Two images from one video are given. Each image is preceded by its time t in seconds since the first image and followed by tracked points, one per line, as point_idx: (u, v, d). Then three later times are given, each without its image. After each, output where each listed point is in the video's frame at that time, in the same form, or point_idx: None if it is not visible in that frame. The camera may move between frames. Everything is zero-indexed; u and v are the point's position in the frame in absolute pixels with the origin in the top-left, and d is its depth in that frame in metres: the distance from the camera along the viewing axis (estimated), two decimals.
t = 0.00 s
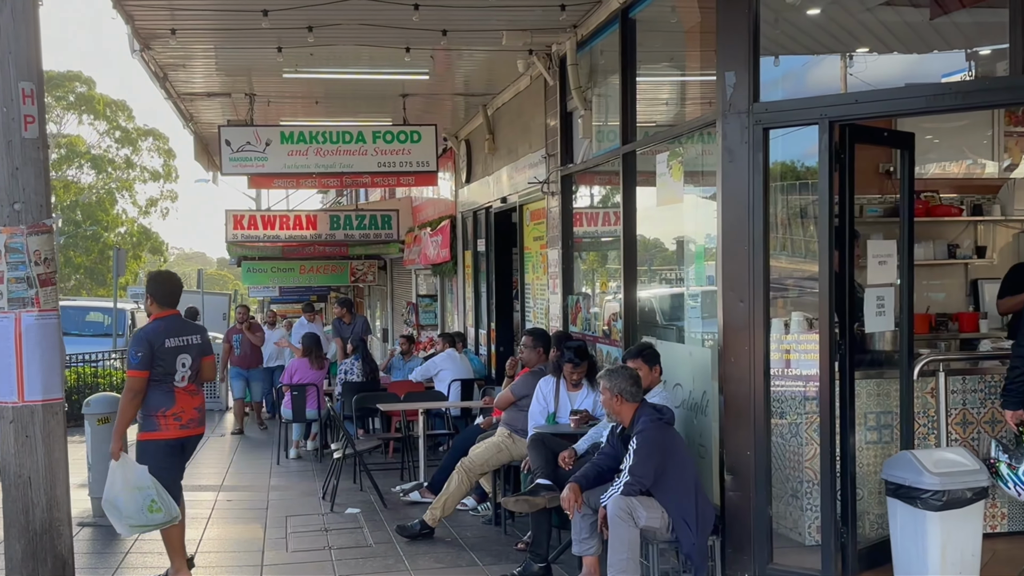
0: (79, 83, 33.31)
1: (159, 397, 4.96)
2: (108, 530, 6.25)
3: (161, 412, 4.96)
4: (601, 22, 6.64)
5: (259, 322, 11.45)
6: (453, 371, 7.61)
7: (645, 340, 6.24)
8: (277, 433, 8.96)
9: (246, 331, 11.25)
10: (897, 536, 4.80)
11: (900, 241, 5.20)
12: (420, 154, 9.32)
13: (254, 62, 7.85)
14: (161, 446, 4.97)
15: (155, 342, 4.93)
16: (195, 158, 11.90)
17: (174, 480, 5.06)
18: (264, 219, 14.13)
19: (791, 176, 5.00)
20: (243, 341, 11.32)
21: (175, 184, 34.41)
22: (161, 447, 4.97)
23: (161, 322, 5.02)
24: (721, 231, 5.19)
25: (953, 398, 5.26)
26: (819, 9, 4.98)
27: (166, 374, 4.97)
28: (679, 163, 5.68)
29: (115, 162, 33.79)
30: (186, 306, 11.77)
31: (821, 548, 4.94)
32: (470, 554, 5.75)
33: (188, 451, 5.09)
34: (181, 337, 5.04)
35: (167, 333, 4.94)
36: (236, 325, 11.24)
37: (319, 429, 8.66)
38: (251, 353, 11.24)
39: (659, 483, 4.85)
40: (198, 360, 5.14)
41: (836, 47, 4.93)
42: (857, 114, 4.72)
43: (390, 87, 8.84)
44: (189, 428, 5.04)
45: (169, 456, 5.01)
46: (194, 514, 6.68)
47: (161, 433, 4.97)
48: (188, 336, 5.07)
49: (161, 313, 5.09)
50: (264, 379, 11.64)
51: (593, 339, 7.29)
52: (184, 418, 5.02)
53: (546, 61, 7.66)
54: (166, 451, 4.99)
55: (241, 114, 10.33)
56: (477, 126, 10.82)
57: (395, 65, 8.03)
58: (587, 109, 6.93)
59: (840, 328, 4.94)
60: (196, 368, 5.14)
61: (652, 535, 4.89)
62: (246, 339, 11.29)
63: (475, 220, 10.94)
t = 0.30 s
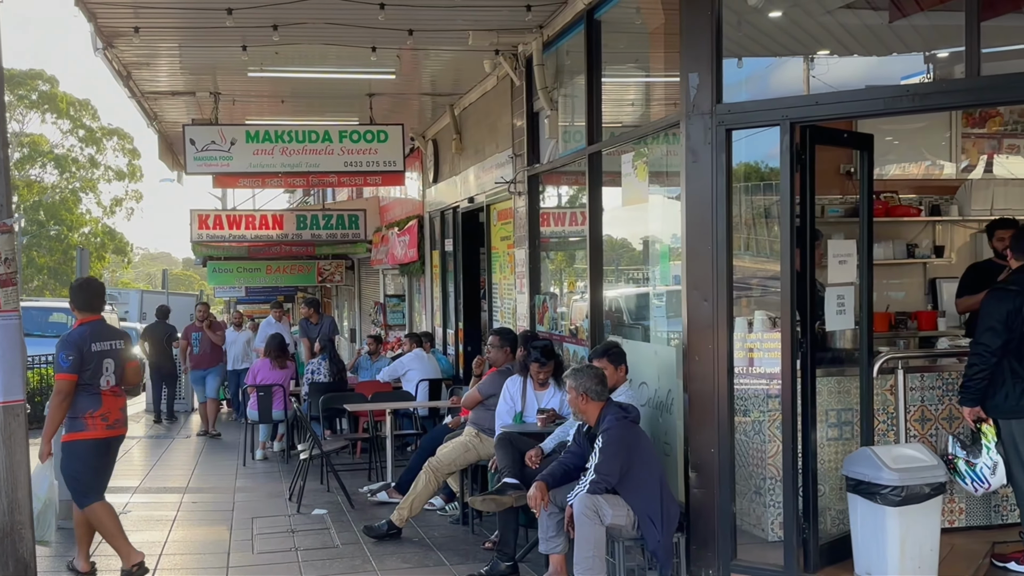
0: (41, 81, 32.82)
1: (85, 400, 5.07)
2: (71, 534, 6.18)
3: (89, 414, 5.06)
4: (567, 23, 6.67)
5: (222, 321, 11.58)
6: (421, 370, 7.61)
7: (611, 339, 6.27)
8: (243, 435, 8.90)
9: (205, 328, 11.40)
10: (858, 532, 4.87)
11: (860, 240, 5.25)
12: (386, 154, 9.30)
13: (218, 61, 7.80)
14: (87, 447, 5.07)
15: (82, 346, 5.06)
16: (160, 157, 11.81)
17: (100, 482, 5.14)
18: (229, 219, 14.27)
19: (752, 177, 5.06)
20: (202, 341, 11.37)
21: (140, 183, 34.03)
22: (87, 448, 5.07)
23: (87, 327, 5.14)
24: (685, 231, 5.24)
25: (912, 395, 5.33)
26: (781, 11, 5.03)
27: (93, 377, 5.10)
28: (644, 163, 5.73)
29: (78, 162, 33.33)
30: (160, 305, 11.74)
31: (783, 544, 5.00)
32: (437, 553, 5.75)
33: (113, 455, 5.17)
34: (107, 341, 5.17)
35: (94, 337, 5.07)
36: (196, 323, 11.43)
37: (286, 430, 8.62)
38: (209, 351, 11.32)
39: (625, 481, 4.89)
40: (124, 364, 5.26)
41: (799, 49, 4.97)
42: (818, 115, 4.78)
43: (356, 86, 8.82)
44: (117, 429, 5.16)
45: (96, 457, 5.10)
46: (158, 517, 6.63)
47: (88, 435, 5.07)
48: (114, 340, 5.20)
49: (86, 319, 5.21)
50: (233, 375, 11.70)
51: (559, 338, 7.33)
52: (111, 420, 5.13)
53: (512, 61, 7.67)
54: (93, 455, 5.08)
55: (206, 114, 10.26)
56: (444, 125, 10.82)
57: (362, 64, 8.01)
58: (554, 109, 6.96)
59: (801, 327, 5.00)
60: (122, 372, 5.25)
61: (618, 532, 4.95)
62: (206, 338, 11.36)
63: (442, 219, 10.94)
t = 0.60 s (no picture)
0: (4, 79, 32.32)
1: (4, 394, 5.22)
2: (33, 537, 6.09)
3: (6, 408, 5.20)
4: (534, 23, 6.70)
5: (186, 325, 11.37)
6: (390, 371, 7.59)
7: (579, 339, 6.29)
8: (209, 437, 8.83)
9: (170, 333, 11.18)
10: (820, 529, 4.92)
11: (823, 240, 5.29)
12: (353, 154, 9.29)
13: (183, 59, 7.75)
14: (3, 440, 5.19)
15: (8, 340, 5.23)
16: (125, 157, 11.71)
17: (14, 475, 5.27)
18: (195, 219, 14.34)
19: (717, 178, 5.10)
20: (165, 344, 11.18)
21: (106, 184, 33.64)
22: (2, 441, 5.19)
23: (13, 322, 5.32)
24: (651, 231, 5.28)
25: (873, 393, 5.39)
26: (745, 14, 5.09)
27: (16, 372, 5.26)
28: (610, 163, 5.76)
29: (42, 162, 32.86)
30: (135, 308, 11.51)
31: (747, 541, 5.04)
32: (404, 554, 5.74)
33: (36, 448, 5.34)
34: (32, 337, 5.35)
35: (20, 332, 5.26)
36: (160, 327, 11.21)
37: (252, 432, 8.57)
38: (173, 356, 11.17)
39: (591, 480, 4.90)
40: (46, 360, 5.46)
41: (763, 52, 5.02)
42: (781, 117, 4.84)
43: (324, 85, 8.79)
44: (33, 425, 5.30)
45: (9, 449, 5.22)
46: (123, 520, 6.56)
47: (4, 427, 5.20)
48: (38, 336, 5.39)
49: (9, 316, 5.40)
50: (196, 378, 11.58)
51: (527, 338, 7.35)
52: (27, 415, 5.27)
53: (480, 61, 7.69)
54: (10, 447, 5.21)
55: (171, 113, 10.18)
56: (412, 125, 10.82)
57: (329, 63, 7.98)
58: (521, 110, 6.98)
59: (765, 326, 5.05)
60: (45, 368, 5.44)
61: (584, 531, 4.96)
62: (169, 341, 11.15)
63: (411, 219, 10.93)
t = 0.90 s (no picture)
0: None
1: None
2: None
3: None
4: (502, 25, 6.73)
5: (146, 322, 10.65)
6: (358, 371, 7.60)
7: (546, 340, 6.31)
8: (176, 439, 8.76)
9: (130, 332, 10.44)
10: (784, 527, 4.98)
11: (787, 241, 5.38)
12: (322, 154, 9.27)
13: (150, 59, 7.69)
14: None
15: None
16: (91, 156, 11.59)
17: None
18: (161, 219, 14.34)
19: (684, 178, 5.13)
20: (125, 344, 10.47)
21: (72, 184, 33.24)
22: None
23: None
24: (618, 231, 5.31)
25: (836, 391, 5.45)
26: (710, 17, 5.10)
27: None
28: (578, 164, 5.79)
29: (7, 162, 32.39)
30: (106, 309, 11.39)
31: (713, 539, 5.09)
32: (372, 555, 5.73)
33: None
34: None
35: None
36: (118, 325, 10.46)
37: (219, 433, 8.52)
38: (134, 354, 10.46)
39: (559, 480, 4.92)
40: None
41: (728, 54, 5.04)
42: (746, 119, 4.89)
43: (292, 85, 8.75)
44: None
45: None
46: (86, 523, 6.49)
47: None
48: None
49: None
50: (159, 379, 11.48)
51: (495, 338, 7.37)
52: None
53: (448, 63, 7.70)
54: None
55: (138, 113, 10.09)
56: (381, 125, 10.80)
57: (297, 63, 7.95)
58: (490, 111, 7.01)
59: (730, 326, 5.10)
60: None
61: (552, 530, 4.97)
62: (129, 341, 10.45)
63: (380, 220, 10.91)
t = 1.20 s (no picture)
0: None
1: None
2: None
3: None
4: (472, 26, 6.74)
5: (100, 325, 10.36)
6: (329, 372, 7.55)
7: (517, 340, 6.34)
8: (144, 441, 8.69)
9: (84, 336, 10.20)
10: (752, 525, 5.02)
11: (754, 242, 5.41)
12: (292, 155, 9.26)
13: (119, 59, 7.63)
14: None
15: None
16: (59, 157, 11.47)
17: None
18: (130, 220, 14.27)
19: (653, 180, 5.18)
20: (80, 348, 10.26)
21: (40, 185, 32.86)
22: None
23: None
24: (587, 231, 5.34)
25: (803, 391, 5.50)
26: (680, 19, 5.13)
27: None
28: (548, 165, 5.81)
29: None
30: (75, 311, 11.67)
31: (681, 538, 5.11)
32: (341, 557, 5.70)
33: None
34: None
35: None
36: (73, 329, 10.24)
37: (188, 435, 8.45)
38: (89, 359, 10.26)
39: (529, 480, 4.92)
40: None
41: (697, 57, 5.08)
42: (714, 121, 4.94)
43: (262, 86, 8.71)
44: None
45: None
46: (52, 526, 6.40)
47: None
48: None
49: None
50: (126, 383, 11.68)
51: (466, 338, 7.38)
52: None
53: (419, 64, 7.70)
54: None
55: (107, 112, 10.00)
56: (352, 126, 10.78)
57: (268, 64, 7.91)
58: (460, 112, 7.02)
59: (699, 326, 5.13)
60: None
61: (521, 530, 4.98)
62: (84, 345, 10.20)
63: (351, 221, 10.88)
